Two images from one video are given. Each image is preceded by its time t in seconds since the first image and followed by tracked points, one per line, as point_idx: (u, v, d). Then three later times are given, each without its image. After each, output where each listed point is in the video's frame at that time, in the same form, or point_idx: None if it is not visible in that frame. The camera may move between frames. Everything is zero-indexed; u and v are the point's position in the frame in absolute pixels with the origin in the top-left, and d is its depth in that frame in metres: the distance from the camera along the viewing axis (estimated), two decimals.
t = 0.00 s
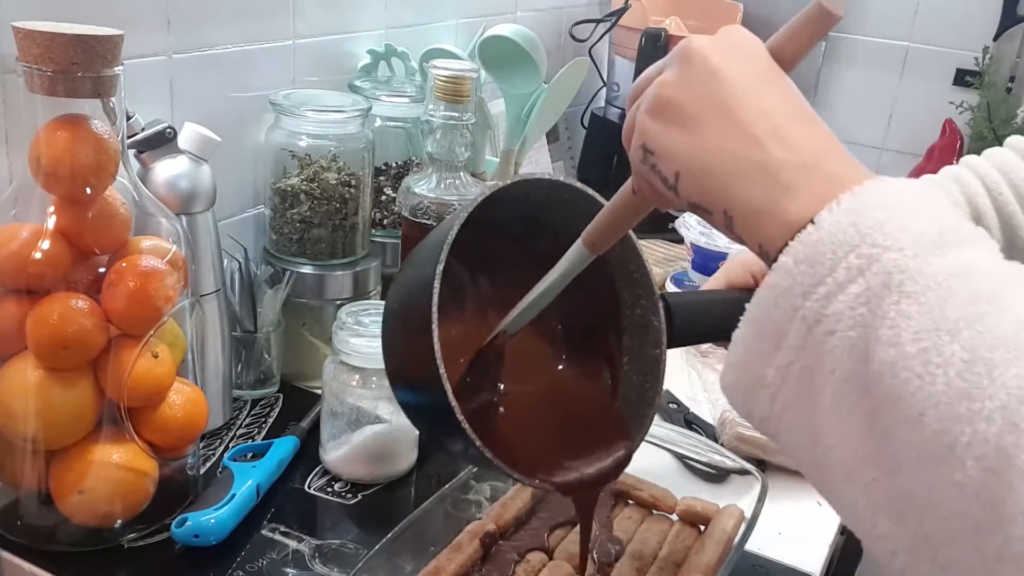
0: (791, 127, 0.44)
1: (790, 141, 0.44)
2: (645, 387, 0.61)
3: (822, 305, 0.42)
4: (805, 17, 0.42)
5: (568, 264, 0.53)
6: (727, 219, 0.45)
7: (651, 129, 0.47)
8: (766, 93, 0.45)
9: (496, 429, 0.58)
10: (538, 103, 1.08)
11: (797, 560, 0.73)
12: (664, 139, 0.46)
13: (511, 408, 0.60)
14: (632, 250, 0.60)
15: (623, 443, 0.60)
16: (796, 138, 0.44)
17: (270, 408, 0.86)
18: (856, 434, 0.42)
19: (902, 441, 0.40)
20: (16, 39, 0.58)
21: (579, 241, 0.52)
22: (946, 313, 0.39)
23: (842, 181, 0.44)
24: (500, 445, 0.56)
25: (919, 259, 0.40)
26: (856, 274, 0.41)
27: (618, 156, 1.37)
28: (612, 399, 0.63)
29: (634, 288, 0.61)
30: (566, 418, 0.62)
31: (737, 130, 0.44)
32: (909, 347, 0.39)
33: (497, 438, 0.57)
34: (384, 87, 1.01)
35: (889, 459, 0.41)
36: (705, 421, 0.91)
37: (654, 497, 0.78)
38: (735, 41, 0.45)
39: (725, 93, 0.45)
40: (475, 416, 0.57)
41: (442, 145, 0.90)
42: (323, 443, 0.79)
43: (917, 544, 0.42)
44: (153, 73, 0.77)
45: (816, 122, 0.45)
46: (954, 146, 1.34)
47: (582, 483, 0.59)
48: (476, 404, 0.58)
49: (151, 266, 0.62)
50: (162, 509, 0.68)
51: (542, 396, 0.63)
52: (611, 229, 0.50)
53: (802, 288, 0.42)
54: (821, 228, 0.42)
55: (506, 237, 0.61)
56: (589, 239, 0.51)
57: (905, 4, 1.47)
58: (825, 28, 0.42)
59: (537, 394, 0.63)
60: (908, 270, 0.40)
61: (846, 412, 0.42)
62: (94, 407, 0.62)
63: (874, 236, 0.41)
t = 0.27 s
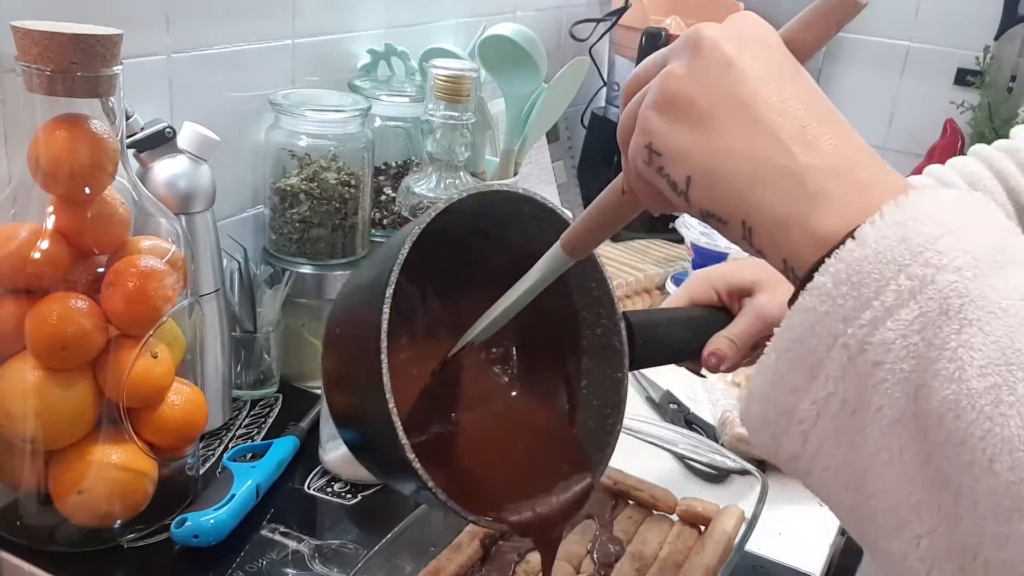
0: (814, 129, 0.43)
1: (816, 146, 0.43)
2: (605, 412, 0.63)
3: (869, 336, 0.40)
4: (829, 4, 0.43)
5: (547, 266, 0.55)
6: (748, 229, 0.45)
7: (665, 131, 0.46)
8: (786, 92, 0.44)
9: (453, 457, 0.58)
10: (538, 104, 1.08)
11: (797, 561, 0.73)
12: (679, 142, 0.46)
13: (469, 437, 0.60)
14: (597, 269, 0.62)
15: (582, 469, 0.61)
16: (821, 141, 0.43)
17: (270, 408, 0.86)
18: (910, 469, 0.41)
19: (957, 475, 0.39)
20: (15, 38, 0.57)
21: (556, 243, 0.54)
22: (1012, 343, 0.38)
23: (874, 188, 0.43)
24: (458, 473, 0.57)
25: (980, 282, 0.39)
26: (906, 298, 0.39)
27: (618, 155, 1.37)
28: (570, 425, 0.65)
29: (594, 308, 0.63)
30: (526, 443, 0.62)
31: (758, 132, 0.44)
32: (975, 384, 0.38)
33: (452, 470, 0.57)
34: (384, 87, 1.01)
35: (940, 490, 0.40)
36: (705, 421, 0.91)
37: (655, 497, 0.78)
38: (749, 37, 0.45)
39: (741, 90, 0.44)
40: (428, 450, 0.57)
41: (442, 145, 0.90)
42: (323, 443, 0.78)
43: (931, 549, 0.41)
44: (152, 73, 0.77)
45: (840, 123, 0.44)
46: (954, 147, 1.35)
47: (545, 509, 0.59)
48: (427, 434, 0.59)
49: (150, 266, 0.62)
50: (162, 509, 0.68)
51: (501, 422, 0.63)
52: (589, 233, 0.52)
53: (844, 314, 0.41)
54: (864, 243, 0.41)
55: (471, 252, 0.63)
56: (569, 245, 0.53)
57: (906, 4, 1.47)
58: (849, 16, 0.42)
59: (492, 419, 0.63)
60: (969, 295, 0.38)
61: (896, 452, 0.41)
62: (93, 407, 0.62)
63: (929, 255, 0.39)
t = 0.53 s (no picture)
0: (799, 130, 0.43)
1: (799, 148, 0.43)
2: (566, 400, 0.67)
3: (852, 339, 0.41)
4: (814, 2, 0.43)
5: (528, 268, 0.57)
6: (729, 234, 0.45)
7: (646, 132, 0.46)
8: (768, 94, 0.44)
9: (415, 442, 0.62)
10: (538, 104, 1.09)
11: (798, 561, 0.73)
12: (659, 144, 0.46)
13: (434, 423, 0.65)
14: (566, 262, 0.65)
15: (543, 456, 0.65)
16: (802, 144, 0.43)
17: (270, 408, 0.85)
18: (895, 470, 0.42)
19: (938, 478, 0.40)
20: (15, 38, 0.57)
21: (541, 244, 0.56)
22: (999, 345, 0.38)
23: (855, 189, 0.43)
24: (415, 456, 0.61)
25: (966, 286, 0.39)
26: (890, 302, 0.40)
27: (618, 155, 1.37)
28: (533, 414, 0.68)
29: (562, 298, 0.67)
30: (489, 431, 0.66)
31: (739, 134, 0.43)
32: (960, 388, 0.38)
33: (408, 451, 0.61)
34: (383, 87, 1.01)
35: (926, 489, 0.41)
36: (705, 421, 0.91)
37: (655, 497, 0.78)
38: (734, 37, 0.45)
39: (727, 92, 0.44)
40: (388, 430, 0.61)
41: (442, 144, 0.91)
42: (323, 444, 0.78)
43: (920, 552, 0.42)
44: (152, 73, 0.77)
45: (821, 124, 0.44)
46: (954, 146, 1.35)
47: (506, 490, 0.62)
48: (394, 419, 0.63)
49: (151, 266, 0.62)
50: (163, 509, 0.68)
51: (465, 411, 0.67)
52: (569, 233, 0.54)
53: (827, 319, 0.41)
54: (848, 247, 0.41)
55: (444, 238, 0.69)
56: (552, 244, 0.55)
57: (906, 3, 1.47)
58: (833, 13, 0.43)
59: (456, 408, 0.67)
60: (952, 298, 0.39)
61: (881, 457, 0.42)
62: (94, 407, 0.62)
63: (913, 258, 0.40)
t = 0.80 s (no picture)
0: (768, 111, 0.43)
1: (772, 128, 0.43)
2: (585, 362, 0.64)
3: (800, 297, 0.40)
4: None
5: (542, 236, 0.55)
6: (703, 207, 0.44)
7: (630, 110, 0.46)
8: (746, 75, 0.44)
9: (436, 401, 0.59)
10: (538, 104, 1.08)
11: (797, 561, 0.73)
12: (642, 121, 0.46)
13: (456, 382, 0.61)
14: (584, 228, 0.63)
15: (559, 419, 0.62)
16: (776, 123, 0.43)
17: (270, 408, 0.86)
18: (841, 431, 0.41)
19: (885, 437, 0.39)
20: (15, 39, 0.57)
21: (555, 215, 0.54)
22: (924, 305, 0.37)
23: (823, 170, 0.42)
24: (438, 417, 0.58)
25: (900, 251, 0.38)
26: (834, 264, 0.39)
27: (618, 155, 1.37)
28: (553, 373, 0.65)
29: (584, 264, 0.65)
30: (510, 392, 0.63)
31: (715, 112, 0.43)
32: (886, 341, 0.38)
33: (433, 411, 0.58)
34: (384, 87, 1.01)
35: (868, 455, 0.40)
36: (706, 421, 0.91)
37: (655, 497, 0.78)
38: (722, 23, 0.45)
39: (704, 74, 0.44)
40: (414, 389, 0.58)
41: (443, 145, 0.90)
42: (323, 444, 0.79)
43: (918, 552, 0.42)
44: (152, 72, 0.77)
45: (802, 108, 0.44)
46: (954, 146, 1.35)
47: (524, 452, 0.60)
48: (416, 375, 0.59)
49: (151, 266, 0.62)
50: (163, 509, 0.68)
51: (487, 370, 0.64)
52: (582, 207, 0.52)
53: (778, 280, 0.41)
54: (800, 215, 0.41)
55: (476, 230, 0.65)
56: (566, 215, 0.53)
57: (906, 4, 1.47)
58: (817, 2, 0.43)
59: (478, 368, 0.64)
60: (887, 260, 0.38)
61: (820, 405, 0.41)
62: (94, 407, 0.62)
63: (855, 226, 0.39)
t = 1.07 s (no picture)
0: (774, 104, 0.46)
1: (773, 106, 0.45)
2: (646, 339, 0.59)
3: (772, 256, 0.44)
4: None
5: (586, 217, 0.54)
6: (705, 178, 0.47)
7: (645, 89, 0.48)
8: (756, 58, 0.45)
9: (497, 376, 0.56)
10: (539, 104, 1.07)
11: (797, 560, 0.73)
12: (655, 100, 0.48)
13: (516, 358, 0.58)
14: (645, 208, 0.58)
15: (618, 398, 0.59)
16: (777, 102, 0.45)
17: (270, 408, 0.86)
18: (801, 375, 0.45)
19: (833, 378, 0.43)
20: (15, 39, 0.57)
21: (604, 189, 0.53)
22: (872, 262, 0.41)
23: (814, 144, 0.45)
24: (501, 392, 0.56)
25: (858, 214, 0.42)
26: (802, 227, 0.43)
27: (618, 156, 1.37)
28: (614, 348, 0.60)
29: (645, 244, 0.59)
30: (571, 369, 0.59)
31: (721, 93, 0.45)
32: (837, 294, 0.42)
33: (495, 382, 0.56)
34: (384, 87, 1.01)
35: (820, 399, 0.44)
36: (705, 421, 0.91)
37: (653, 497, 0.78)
38: (739, 6, 0.46)
39: (717, 59, 0.46)
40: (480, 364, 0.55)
41: (442, 144, 0.90)
42: (323, 444, 0.79)
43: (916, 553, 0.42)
44: (152, 72, 0.77)
45: (806, 92, 0.46)
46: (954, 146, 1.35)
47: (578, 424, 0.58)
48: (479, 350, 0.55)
49: (151, 266, 0.62)
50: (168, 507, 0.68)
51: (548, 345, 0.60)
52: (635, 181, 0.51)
53: (756, 240, 0.45)
54: (779, 184, 0.44)
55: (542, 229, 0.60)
56: (615, 188, 0.52)
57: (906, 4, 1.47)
58: None
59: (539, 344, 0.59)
60: (849, 225, 0.42)
61: (784, 352, 0.45)
62: (94, 407, 0.62)
63: (823, 193, 0.43)
